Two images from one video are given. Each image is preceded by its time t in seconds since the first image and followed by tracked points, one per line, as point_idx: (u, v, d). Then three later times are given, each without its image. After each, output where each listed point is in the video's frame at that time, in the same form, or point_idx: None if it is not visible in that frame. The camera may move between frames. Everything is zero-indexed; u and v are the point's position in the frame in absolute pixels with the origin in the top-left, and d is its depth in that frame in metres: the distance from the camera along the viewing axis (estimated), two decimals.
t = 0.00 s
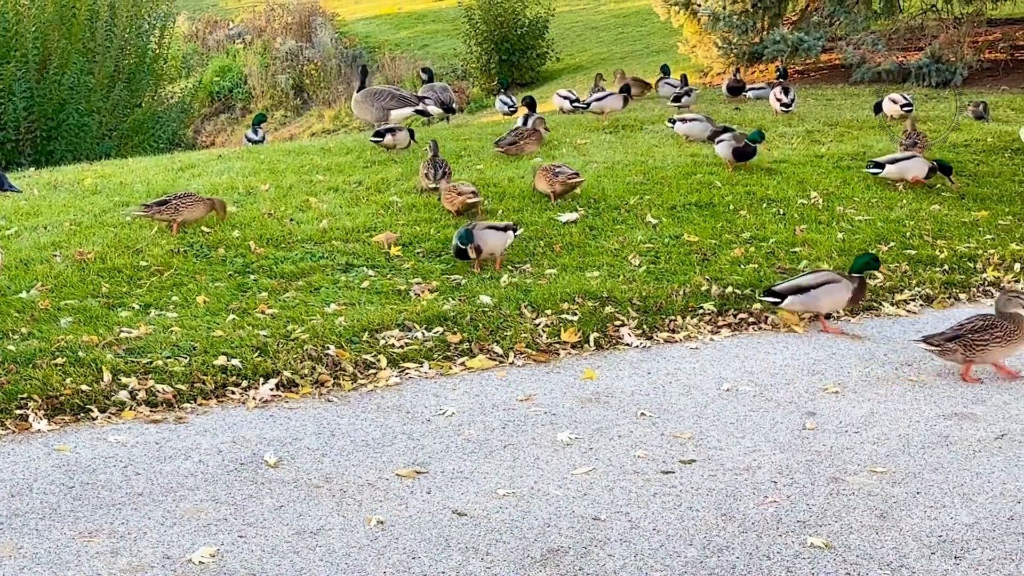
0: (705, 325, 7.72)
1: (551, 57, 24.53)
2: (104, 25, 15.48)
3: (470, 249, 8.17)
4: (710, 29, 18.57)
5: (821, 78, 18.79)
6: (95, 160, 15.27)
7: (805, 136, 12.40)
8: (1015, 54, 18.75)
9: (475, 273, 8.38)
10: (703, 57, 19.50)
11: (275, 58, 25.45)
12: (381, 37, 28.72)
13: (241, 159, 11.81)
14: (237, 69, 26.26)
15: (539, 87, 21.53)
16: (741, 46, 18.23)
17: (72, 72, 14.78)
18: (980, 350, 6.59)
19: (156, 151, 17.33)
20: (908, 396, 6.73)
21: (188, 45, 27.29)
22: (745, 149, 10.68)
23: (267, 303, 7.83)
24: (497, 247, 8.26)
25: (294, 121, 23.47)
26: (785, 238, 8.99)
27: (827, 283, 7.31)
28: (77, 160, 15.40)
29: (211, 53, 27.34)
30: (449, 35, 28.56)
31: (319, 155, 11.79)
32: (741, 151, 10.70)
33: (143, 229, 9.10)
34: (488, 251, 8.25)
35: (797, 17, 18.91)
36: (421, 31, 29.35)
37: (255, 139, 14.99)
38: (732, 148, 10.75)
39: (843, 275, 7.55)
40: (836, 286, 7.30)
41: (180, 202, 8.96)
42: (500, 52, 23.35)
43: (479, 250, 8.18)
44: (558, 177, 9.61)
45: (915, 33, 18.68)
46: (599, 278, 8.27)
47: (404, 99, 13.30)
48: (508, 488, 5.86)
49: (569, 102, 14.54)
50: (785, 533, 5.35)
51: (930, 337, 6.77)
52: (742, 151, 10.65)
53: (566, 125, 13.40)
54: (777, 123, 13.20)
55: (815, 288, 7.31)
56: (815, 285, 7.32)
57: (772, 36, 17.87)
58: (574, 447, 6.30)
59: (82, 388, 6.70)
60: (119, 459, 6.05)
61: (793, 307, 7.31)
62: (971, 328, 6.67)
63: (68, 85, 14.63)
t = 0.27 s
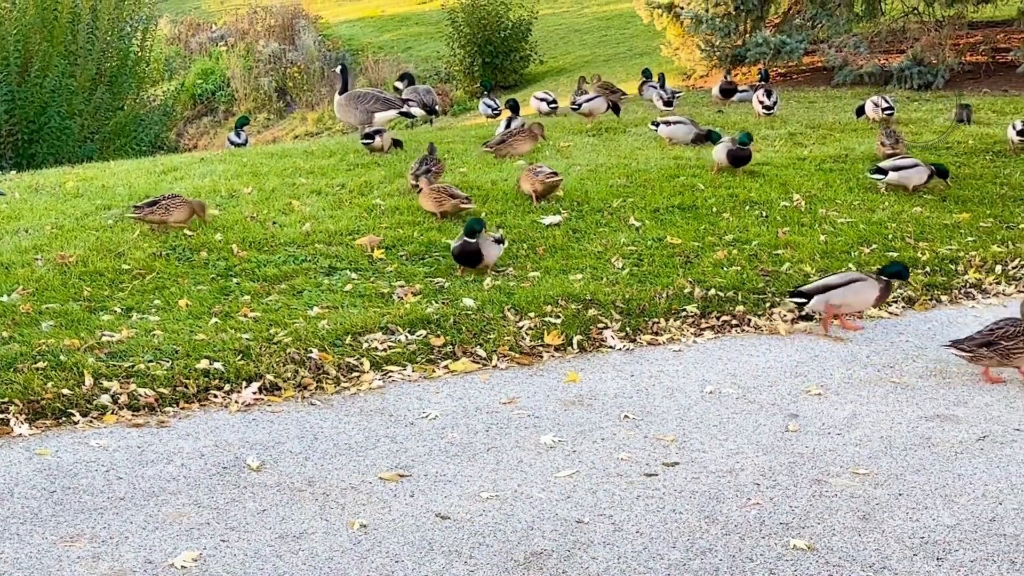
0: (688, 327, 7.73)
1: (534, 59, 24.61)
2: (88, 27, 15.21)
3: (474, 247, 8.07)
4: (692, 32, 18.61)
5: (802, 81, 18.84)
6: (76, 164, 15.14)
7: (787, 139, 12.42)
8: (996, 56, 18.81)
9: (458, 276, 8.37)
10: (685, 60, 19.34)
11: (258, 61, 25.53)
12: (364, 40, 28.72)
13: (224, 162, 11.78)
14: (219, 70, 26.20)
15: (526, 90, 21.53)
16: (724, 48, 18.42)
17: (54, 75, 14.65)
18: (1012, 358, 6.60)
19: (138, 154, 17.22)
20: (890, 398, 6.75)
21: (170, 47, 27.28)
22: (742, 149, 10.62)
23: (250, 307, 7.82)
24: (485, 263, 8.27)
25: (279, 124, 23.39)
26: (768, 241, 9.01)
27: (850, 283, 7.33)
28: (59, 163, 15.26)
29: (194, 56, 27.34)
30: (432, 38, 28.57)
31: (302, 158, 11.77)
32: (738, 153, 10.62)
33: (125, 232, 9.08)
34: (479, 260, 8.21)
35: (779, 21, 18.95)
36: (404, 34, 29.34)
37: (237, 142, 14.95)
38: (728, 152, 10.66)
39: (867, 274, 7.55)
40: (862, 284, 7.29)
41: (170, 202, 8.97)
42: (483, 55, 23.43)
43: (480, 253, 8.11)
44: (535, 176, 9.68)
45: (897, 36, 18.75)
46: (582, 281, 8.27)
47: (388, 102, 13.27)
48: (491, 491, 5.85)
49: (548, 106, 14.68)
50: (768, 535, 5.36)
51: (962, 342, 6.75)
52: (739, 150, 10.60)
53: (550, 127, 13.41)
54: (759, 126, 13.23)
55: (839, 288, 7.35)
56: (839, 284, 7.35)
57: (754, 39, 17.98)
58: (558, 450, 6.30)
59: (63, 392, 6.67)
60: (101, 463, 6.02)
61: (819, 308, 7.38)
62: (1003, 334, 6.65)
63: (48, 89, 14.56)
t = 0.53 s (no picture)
0: (671, 329, 7.73)
1: (518, 62, 24.67)
2: (68, 30, 15.23)
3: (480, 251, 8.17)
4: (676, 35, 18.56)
5: (787, 83, 18.87)
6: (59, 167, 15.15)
7: (770, 141, 12.45)
8: (978, 58, 18.87)
9: (442, 279, 8.37)
10: (669, 63, 19.46)
11: (241, 64, 25.55)
12: (347, 43, 28.74)
13: (206, 165, 11.76)
14: (203, 74, 26.32)
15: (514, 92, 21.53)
16: (707, 51, 18.44)
17: (35, 78, 14.61)
18: None
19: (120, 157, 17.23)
20: (872, 400, 6.75)
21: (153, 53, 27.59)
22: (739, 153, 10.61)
23: (232, 310, 7.80)
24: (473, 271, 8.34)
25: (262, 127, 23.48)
26: (750, 244, 9.03)
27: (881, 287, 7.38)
28: (40, 166, 15.21)
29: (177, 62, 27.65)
30: (416, 41, 28.58)
31: (285, 161, 11.75)
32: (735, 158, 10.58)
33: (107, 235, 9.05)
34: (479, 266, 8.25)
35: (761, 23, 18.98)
36: (388, 36, 29.34)
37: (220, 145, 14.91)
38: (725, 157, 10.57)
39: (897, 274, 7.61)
40: (895, 287, 7.37)
41: (158, 207, 8.95)
42: (467, 58, 23.57)
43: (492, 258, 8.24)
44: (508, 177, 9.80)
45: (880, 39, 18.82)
46: (566, 284, 8.27)
47: (372, 105, 13.27)
48: (474, 494, 5.84)
49: (529, 108, 14.70)
50: (751, 538, 5.36)
51: (982, 341, 6.79)
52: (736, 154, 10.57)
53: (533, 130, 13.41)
54: (742, 128, 13.25)
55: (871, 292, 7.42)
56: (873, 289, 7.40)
57: (738, 41, 18.08)
58: (541, 453, 6.28)
59: (44, 397, 6.64)
60: (82, 468, 5.98)
61: (855, 313, 7.42)
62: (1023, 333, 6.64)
63: (31, 91, 14.53)
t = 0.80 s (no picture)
0: (654, 332, 7.74)
1: (501, 65, 24.72)
2: (51, 33, 15.25)
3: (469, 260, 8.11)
4: (659, 37, 18.58)
5: (768, 86, 18.90)
6: (40, 170, 15.29)
7: (753, 144, 12.48)
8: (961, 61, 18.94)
9: (424, 282, 8.37)
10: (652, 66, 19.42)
11: (225, 67, 25.64)
12: (331, 46, 28.76)
13: (189, 168, 11.75)
14: (186, 77, 26.26)
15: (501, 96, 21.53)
16: (691, 54, 18.38)
17: (18, 81, 14.76)
18: None
19: (102, 160, 17.23)
20: (855, 402, 6.76)
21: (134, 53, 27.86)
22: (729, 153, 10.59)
23: (215, 313, 7.78)
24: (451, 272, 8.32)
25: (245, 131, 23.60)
26: (733, 246, 9.04)
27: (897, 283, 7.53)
28: (23, 170, 15.36)
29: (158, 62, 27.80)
30: (400, 43, 28.58)
31: (268, 164, 11.74)
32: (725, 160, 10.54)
33: (89, 238, 9.03)
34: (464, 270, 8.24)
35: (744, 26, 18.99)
36: (372, 39, 29.35)
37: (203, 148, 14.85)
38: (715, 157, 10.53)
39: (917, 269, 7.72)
40: (920, 282, 7.48)
41: (153, 213, 9.07)
42: (450, 61, 23.65)
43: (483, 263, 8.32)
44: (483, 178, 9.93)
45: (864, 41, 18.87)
46: (549, 286, 8.27)
47: (355, 108, 13.30)
48: (457, 497, 5.83)
49: (513, 109, 14.68)
50: (734, 540, 5.35)
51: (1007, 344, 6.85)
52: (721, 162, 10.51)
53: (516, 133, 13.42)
54: (725, 131, 13.28)
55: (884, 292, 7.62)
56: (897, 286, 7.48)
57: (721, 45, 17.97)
58: (524, 455, 6.28)
59: (25, 401, 6.61)
60: (64, 472, 5.95)
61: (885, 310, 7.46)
62: None
63: (13, 95, 14.66)
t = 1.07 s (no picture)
0: (638, 335, 7.74)
1: (486, 68, 24.75)
2: (33, 36, 15.76)
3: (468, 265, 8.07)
4: (643, 40, 18.55)
5: (752, 89, 18.93)
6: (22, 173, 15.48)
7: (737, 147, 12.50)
8: (945, 63, 19.01)
9: (409, 285, 8.36)
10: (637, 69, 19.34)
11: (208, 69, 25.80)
12: (315, 48, 28.75)
13: (173, 171, 11.73)
14: (169, 79, 26.69)
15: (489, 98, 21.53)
16: (675, 57, 18.30)
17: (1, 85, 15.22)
18: None
19: (87, 164, 17.09)
20: (838, 405, 6.77)
21: (118, 56, 28.11)
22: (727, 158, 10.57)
23: (198, 317, 7.76)
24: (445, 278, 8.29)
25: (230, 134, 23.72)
26: (717, 249, 9.05)
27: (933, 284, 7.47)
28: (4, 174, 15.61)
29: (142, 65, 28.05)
30: (385, 46, 28.56)
31: (252, 167, 11.73)
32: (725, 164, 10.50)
33: (72, 242, 9.01)
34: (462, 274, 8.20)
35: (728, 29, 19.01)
36: (357, 42, 29.34)
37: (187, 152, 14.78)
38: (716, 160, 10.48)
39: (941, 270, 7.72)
40: (944, 283, 7.48)
41: (138, 215, 8.98)
42: (435, 63, 23.65)
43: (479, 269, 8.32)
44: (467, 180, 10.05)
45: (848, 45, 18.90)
46: (533, 289, 8.28)
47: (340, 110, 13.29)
48: (441, 501, 5.81)
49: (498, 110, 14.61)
50: (718, 543, 5.35)
51: None
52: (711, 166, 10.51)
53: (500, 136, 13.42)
54: (709, 134, 13.31)
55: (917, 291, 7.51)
56: (927, 286, 7.46)
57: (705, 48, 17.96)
58: (508, 459, 6.27)
59: (7, 406, 6.58)
60: (45, 477, 5.92)
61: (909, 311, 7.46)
62: None
63: None
